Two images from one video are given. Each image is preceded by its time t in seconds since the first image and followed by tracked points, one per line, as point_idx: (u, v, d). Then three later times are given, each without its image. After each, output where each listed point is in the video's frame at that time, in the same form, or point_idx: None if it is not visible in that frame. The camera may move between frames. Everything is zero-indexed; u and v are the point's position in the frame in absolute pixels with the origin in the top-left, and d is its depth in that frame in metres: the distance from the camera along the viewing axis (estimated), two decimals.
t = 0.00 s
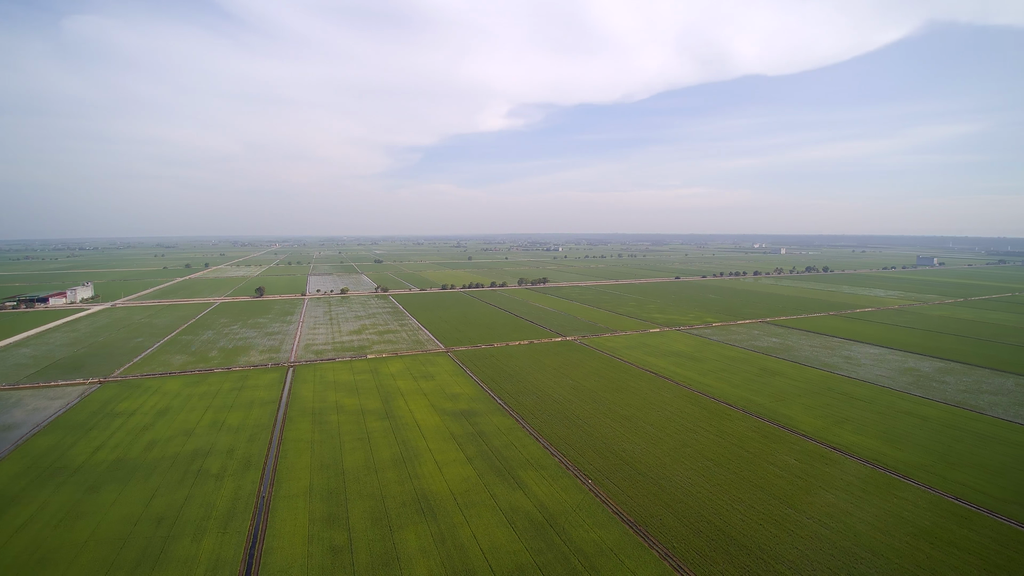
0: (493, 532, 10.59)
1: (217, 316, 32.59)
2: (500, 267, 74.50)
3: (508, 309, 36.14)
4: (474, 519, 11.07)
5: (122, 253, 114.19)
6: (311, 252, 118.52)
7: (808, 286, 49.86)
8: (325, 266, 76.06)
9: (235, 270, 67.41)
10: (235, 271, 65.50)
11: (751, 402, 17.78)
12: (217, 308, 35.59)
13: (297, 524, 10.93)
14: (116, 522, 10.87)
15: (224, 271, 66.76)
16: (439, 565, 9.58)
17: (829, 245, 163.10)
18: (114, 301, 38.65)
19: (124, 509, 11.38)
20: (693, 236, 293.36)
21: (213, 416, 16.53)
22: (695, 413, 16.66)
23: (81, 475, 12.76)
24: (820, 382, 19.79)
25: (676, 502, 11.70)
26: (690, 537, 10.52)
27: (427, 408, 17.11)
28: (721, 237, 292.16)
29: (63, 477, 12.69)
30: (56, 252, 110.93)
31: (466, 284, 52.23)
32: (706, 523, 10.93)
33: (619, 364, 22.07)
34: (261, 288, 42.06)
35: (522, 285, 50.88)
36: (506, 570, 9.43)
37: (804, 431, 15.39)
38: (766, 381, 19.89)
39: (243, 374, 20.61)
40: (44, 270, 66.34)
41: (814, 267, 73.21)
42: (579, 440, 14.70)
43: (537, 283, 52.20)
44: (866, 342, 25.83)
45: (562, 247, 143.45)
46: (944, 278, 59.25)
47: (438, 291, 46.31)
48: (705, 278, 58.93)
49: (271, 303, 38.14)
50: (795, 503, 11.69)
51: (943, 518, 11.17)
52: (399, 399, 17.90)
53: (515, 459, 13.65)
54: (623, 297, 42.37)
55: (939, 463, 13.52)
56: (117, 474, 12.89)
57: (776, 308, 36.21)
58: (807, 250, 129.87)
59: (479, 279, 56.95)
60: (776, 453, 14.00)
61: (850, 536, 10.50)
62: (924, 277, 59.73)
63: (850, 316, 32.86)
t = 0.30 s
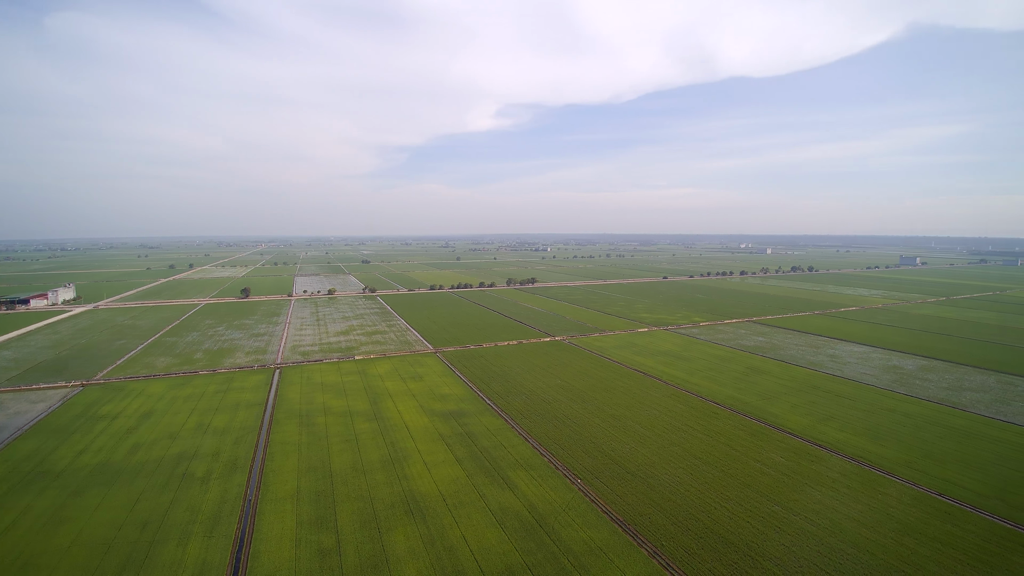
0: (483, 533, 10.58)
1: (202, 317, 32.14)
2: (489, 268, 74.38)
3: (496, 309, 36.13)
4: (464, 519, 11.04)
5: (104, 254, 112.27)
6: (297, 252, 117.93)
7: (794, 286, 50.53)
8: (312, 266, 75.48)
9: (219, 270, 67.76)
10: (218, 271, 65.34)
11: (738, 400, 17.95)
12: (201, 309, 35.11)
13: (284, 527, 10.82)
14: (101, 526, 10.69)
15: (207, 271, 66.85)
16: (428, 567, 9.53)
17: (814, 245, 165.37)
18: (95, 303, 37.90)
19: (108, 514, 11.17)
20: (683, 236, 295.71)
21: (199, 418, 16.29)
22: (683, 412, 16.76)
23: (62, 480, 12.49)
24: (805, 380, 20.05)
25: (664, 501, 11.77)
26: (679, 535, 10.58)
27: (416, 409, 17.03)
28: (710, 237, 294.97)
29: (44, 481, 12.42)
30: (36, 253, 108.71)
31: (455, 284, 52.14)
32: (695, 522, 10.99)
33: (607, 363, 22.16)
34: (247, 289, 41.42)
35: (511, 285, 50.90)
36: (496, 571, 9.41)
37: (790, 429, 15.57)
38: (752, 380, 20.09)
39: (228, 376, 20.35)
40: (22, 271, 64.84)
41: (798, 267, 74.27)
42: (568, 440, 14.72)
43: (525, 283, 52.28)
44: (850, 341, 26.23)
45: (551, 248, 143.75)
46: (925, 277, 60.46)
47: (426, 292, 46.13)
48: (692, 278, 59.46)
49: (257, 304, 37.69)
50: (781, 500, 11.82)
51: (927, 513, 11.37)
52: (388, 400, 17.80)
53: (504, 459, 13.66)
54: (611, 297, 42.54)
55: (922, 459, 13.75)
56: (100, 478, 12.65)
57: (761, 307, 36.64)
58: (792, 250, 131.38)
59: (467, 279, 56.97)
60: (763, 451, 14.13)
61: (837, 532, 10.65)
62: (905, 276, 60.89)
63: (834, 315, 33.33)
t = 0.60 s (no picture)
0: (472, 534, 10.55)
1: (186, 318, 31.65)
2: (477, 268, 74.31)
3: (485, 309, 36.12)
4: (453, 520, 11.00)
5: (84, 254, 109.91)
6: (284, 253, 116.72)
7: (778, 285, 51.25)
8: (299, 267, 74.81)
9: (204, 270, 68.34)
10: (202, 271, 65.21)
11: (724, 398, 18.13)
12: (185, 311, 34.58)
13: (271, 530, 10.69)
14: (83, 532, 10.47)
15: (191, 271, 67.08)
16: (417, 568, 9.49)
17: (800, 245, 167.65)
18: (75, 305, 37.10)
19: (90, 519, 10.94)
20: (671, 236, 298.16)
21: (183, 421, 16.02)
22: (671, 411, 16.89)
23: (41, 485, 12.20)
24: (790, 378, 20.31)
25: (652, 499, 11.85)
26: (667, 532, 10.66)
27: (404, 409, 16.94)
28: (698, 237, 297.65)
29: (22, 486, 12.12)
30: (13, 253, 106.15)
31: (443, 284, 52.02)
32: (683, 519, 11.08)
33: (595, 363, 22.25)
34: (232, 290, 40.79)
35: (499, 285, 50.93)
36: (485, 571, 9.40)
37: (775, 427, 15.76)
38: (738, 378, 20.30)
39: (213, 378, 20.07)
40: None
41: (783, 266, 75.31)
42: (556, 439, 14.75)
43: (514, 283, 52.26)
44: (833, 339, 26.66)
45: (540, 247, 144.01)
46: (906, 276, 61.70)
47: (414, 292, 45.96)
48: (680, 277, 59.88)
49: (243, 305, 37.23)
50: (767, 497, 11.97)
51: (909, 508, 11.58)
52: (375, 401, 17.69)
53: (493, 459, 13.63)
54: (598, 296, 42.75)
55: (904, 455, 14.01)
56: (81, 482, 12.39)
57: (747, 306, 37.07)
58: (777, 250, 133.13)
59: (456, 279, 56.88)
60: (749, 449, 14.28)
61: (821, 528, 10.80)
62: (887, 275, 62.09)
63: (818, 314, 33.89)
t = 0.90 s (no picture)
0: (460, 534, 10.52)
1: (168, 320, 31.11)
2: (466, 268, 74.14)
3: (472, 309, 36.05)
4: (441, 521, 10.95)
5: (64, 254, 107.66)
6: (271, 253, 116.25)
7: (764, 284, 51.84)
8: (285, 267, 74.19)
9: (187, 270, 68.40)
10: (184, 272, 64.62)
11: (711, 397, 18.28)
12: (168, 312, 34.03)
13: (256, 534, 10.56)
14: (63, 537, 10.24)
15: (176, 271, 67.08)
16: (405, 570, 9.44)
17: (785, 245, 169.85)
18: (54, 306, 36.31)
19: (69, 524, 10.71)
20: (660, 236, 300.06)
21: (166, 424, 15.77)
22: (658, 409, 17.00)
23: (19, 490, 11.93)
24: (775, 376, 20.55)
25: (640, 497, 11.90)
26: (654, 530, 10.71)
27: (391, 411, 16.82)
28: (687, 237, 300.32)
29: None
30: None
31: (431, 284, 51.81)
32: (670, 517, 11.14)
33: (583, 362, 22.30)
34: (216, 290, 40.27)
35: (487, 285, 50.87)
36: (474, 571, 9.38)
37: (761, 425, 15.93)
38: (724, 376, 20.49)
39: (197, 380, 19.77)
40: None
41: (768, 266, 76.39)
42: (544, 439, 14.75)
43: (501, 283, 52.24)
44: (817, 337, 27.03)
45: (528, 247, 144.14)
46: (888, 275, 62.79)
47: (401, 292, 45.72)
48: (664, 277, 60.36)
49: (227, 306, 36.75)
50: (753, 494, 12.10)
51: (892, 504, 11.77)
52: (362, 402, 17.55)
53: (481, 459, 13.60)
54: (586, 296, 42.89)
55: (887, 451, 14.25)
56: (61, 487, 12.12)
57: (732, 306, 37.44)
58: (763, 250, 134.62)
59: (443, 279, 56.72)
60: (735, 447, 14.42)
61: (806, 524, 10.95)
62: (869, 274, 63.13)
63: (802, 312, 34.35)
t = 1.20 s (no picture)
0: (449, 535, 10.49)
1: (151, 322, 30.58)
2: (454, 268, 73.91)
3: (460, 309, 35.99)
4: (430, 523, 10.90)
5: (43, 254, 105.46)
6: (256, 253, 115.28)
7: (749, 284, 52.38)
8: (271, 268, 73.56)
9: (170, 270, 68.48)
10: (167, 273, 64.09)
11: (698, 395, 18.43)
12: (150, 313, 33.45)
13: (242, 538, 10.43)
14: (45, 543, 10.03)
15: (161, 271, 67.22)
16: (393, 572, 9.39)
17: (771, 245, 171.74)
18: (31, 308, 35.47)
19: (50, 529, 10.49)
20: (649, 236, 302.05)
21: (149, 428, 15.51)
22: (645, 408, 17.11)
23: None
24: (761, 375, 20.79)
25: (628, 496, 11.97)
26: (643, 529, 10.78)
27: (379, 412, 16.72)
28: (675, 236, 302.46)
29: None
30: None
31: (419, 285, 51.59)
32: (659, 516, 11.21)
33: (571, 362, 22.37)
34: (200, 292, 39.75)
35: (474, 285, 50.78)
36: (463, 572, 9.36)
37: (747, 422, 16.10)
38: (711, 375, 20.67)
39: (181, 383, 19.47)
40: None
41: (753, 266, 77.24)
42: (532, 439, 14.76)
43: (490, 283, 52.23)
44: (802, 336, 27.38)
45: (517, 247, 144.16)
46: (871, 274, 63.73)
47: (389, 293, 45.46)
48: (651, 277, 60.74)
49: (211, 307, 36.23)
50: (740, 491, 12.23)
51: (876, 500, 11.97)
52: (350, 404, 17.41)
53: (469, 460, 13.57)
54: (573, 296, 43.00)
55: (870, 448, 14.48)
56: (42, 492, 11.85)
57: (718, 305, 37.78)
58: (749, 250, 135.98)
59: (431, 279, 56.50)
60: (722, 445, 14.56)
61: (792, 520, 11.10)
62: (853, 274, 64.01)
63: (786, 311, 34.78)
